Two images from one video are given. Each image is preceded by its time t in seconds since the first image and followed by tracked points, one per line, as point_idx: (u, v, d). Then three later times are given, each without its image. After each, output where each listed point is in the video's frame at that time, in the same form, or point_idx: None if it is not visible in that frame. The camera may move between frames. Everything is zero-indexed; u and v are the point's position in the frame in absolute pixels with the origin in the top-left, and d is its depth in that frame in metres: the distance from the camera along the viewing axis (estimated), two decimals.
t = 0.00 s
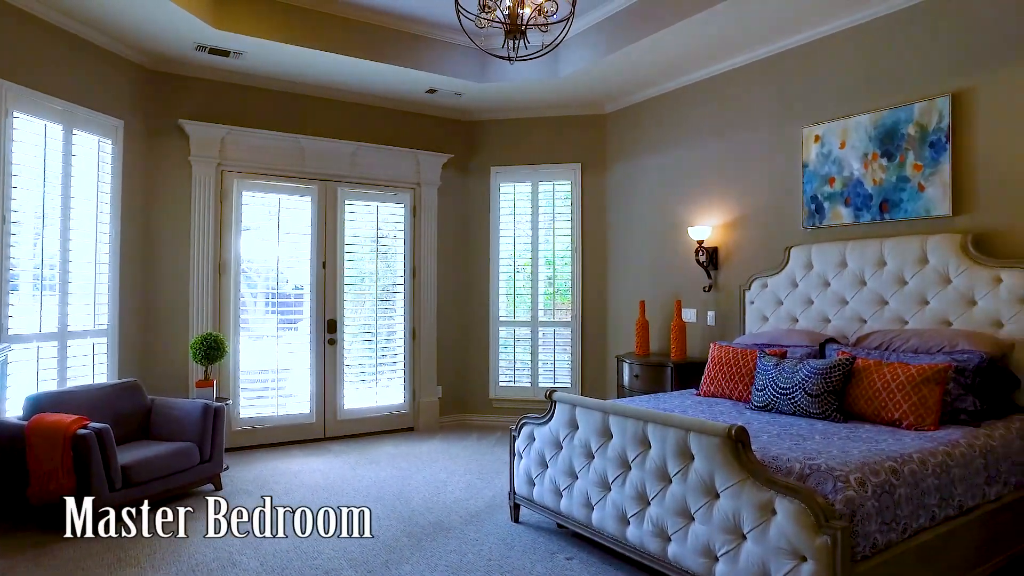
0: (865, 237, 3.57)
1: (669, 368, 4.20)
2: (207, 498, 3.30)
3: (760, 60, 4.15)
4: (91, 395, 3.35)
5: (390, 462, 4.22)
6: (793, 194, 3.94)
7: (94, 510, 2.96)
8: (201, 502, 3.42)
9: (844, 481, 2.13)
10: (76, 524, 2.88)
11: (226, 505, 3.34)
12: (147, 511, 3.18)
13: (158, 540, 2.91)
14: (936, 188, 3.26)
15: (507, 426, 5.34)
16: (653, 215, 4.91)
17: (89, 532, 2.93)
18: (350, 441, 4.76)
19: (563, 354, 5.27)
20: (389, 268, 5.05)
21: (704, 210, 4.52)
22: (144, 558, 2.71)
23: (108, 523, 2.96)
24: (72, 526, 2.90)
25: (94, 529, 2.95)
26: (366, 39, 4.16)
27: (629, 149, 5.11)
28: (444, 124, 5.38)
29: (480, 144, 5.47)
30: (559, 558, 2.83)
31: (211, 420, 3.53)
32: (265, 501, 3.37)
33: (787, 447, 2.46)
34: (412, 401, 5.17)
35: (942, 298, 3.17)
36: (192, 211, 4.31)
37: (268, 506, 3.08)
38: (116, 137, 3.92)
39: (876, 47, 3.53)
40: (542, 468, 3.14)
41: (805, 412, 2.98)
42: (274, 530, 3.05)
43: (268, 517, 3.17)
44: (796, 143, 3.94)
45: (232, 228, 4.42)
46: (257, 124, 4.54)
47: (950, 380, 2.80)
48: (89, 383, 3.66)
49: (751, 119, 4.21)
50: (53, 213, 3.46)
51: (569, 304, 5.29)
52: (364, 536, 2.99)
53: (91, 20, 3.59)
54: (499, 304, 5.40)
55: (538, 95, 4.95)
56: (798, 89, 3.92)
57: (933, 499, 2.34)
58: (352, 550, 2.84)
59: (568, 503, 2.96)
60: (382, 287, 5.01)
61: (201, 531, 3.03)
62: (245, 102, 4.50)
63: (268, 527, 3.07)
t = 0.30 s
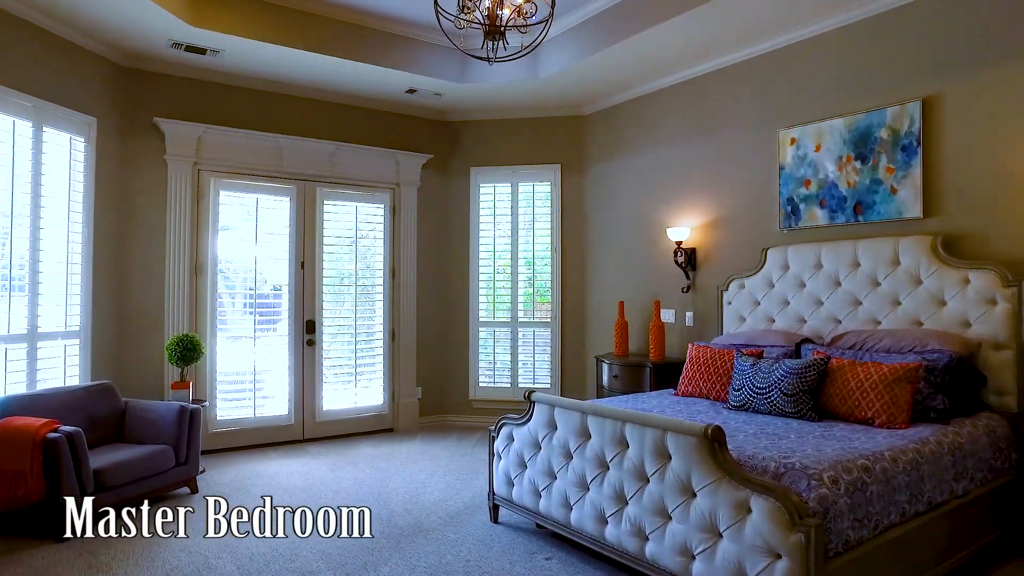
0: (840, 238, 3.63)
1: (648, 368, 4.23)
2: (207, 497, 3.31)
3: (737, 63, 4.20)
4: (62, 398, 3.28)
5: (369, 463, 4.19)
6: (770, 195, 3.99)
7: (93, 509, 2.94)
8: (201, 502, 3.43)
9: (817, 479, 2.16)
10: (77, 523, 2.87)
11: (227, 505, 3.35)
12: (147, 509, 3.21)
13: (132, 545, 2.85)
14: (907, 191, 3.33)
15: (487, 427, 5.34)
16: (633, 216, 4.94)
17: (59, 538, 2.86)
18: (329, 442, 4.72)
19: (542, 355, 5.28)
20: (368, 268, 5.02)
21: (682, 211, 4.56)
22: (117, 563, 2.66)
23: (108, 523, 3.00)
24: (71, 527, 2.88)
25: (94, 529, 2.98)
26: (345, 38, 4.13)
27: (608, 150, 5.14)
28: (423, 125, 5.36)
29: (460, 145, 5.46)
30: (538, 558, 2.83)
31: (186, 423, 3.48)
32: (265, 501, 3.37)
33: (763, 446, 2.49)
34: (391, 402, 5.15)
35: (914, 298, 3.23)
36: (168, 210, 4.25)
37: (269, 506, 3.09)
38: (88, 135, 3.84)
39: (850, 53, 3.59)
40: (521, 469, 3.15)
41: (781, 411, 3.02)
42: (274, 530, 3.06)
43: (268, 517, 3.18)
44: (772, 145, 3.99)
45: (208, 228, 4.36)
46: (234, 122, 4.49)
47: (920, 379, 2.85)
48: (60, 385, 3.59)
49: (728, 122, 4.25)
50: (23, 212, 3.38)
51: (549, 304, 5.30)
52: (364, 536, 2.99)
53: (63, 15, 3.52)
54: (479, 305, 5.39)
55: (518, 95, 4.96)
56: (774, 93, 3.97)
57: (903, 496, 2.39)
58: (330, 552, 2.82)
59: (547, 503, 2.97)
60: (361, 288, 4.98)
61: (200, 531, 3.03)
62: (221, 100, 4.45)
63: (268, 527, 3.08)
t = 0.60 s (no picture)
0: (816, 239, 3.69)
1: (628, 368, 4.26)
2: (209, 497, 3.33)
3: (715, 66, 4.24)
4: (33, 402, 3.22)
5: (348, 464, 4.17)
6: (748, 197, 4.04)
7: (92, 509, 3.01)
8: (201, 502, 3.44)
9: (793, 477, 2.19)
10: (76, 523, 2.92)
11: (227, 505, 3.37)
12: (147, 509, 3.23)
13: (105, 550, 2.81)
14: (881, 193, 3.39)
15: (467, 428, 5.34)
16: (612, 217, 4.97)
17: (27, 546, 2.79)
18: (308, 444, 4.68)
19: (523, 355, 5.28)
20: (347, 268, 4.99)
21: (662, 212, 4.60)
22: (90, 568, 2.62)
23: (107, 524, 3.03)
24: (71, 527, 2.93)
25: (94, 528, 3.03)
26: (325, 36, 4.11)
27: (588, 151, 5.16)
28: (404, 124, 5.34)
29: (440, 145, 5.45)
30: (518, 558, 2.84)
31: (163, 425, 3.43)
32: (265, 501, 3.38)
33: (740, 445, 2.52)
34: (371, 403, 5.12)
35: (887, 299, 3.29)
36: (143, 210, 4.19)
37: (269, 506, 3.11)
38: (60, 132, 3.77)
39: (826, 57, 3.65)
40: (500, 469, 3.15)
41: (758, 410, 3.05)
42: (274, 530, 3.07)
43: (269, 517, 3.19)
44: (750, 147, 4.03)
45: (184, 227, 4.30)
46: (212, 120, 4.43)
47: (893, 378, 2.91)
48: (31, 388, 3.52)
49: (707, 124, 4.29)
50: None
51: (529, 305, 5.31)
52: (363, 536, 3.00)
53: (35, 10, 3.45)
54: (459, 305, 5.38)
55: (499, 96, 4.96)
56: (752, 96, 4.02)
57: (875, 492, 2.43)
58: (308, 554, 2.81)
59: (526, 503, 2.98)
60: (341, 288, 4.95)
61: (200, 531, 3.05)
62: (199, 98, 4.40)
63: (268, 527, 3.09)
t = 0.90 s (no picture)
0: (792, 240, 3.74)
1: (607, 368, 4.28)
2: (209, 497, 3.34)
3: (693, 68, 4.28)
4: (4, 405, 3.16)
5: (327, 466, 4.14)
6: (726, 198, 4.08)
7: (92, 509, 3.10)
8: (201, 502, 3.45)
9: (768, 475, 2.22)
10: (77, 523, 2.97)
11: (228, 505, 3.39)
12: (149, 509, 3.25)
13: (77, 555, 2.76)
14: (856, 195, 3.44)
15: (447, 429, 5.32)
16: (592, 218, 4.99)
17: None
18: (286, 446, 4.64)
19: (503, 356, 5.29)
20: (326, 269, 4.96)
21: (641, 213, 4.63)
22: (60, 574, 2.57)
23: (108, 524, 3.06)
24: (71, 527, 2.98)
25: (95, 528, 3.07)
26: (304, 35, 4.08)
27: (568, 152, 5.18)
28: (383, 124, 5.31)
29: (420, 145, 5.43)
30: (497, 558, 2.84)
31: (137, 428, 3.38)
32: (265, 501, 3.40)
33: (717, 444, 2.54)
34: (350, 404, 5.09)
35: (862, 299, 3.34)
36: (118, 209, 4.12)
37: (269, 506, 3.14)
38: (30, 130, 3.69)
39: (802, 60, 3.70)
40: (480, 469, 3.15)
41: (736, 409, 3.09)
42: (274, 530, 3.09)
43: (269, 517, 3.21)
44: (728, 149, 4.07)
45: (160, 227, 4.24)
46: (189, 118, 4.38)
47: (867, 377, 2.96)
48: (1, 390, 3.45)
49: (685, 125, 4.33)
50: None
51: (509, 305, 5.31)
52: (363, 536, 3.02)
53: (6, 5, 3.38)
54: (438, 306, 5.37)
55: (480, 96, 4.96)
56: (730, 98, 4.06)
57: (849, 490, 2.47)
58: (286, 557, 2.79)
59: (506, 503, 2.98)
60: (320, 288, 4.91)
61: (200, 531, 3.06)
62: (176, 96, 4.34)
63: (267, 527, 3.11)
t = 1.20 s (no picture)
0: (770, 241, 3.78)
1: (587, 368, 4.30)
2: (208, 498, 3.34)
3: (672, 70, 4.31)
4: None
5: (305, 467, 4.11)
6: (705, 199, 4.12)
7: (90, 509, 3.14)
8: (201, 501, 3.45)
9: (744, 474, 2.25)
10: (77, 524, 3.00)
11: (228, 505, 3.39)
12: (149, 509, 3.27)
13: (47, 561, 2.71)
14: (831, 197, 3.50)
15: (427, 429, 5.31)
16: (572, 218, 5.00)
17: None
18: (264, 448, 4.60)
19: (484, 356, 5.28)
20: (305, 268, 4.91)
21: (621, 213, 4.65)
22: None
23: (106, 523, 3.08)
24: (72, 527, 3.00)
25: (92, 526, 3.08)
26: (283, 33, 4.04)
27: (548, 152, 5.19)
28: (363, 123, 5.28)
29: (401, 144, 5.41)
30: (476, 559, 2.84)
31: (110, 431, 3.32)
32: (265, 501, 3.41)
33: (695, 443, 2.56)
34: (330, 405, 5.05)
35: (837, 299, 3.39)
36: (91, 208, 4.05)
37: (269, 507, 3.15)
38: None
39: (778, 64, 3.75)
40: (459, 470, 3.15)
41: (714, 409, 3.12)
42: (274, 530, 3.10)
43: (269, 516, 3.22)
44: (706, 151, 4.11)
45: (135, 226, 4.18)
46: (165, 116, 4.31)
47: (841, 376, 3.00)
48: None
49: (665, 127, 4.36)
50: None
51: (490, 305, 5.31)
52: (363, 536, 3.02)
53: None
54: (418, 306, 5.35)
55: (461, 96, 4.95)
56: (708, 100, 4.10)
57: (823, 487, 2.50)
58: (263, 560, 2.76)
59: (485, 503, 2.98)
60: (298, 289, 4.87)
61: (200, 531, 3.07)
62: (152, 93, 4.28)
63: (267, 527, 3.12)
